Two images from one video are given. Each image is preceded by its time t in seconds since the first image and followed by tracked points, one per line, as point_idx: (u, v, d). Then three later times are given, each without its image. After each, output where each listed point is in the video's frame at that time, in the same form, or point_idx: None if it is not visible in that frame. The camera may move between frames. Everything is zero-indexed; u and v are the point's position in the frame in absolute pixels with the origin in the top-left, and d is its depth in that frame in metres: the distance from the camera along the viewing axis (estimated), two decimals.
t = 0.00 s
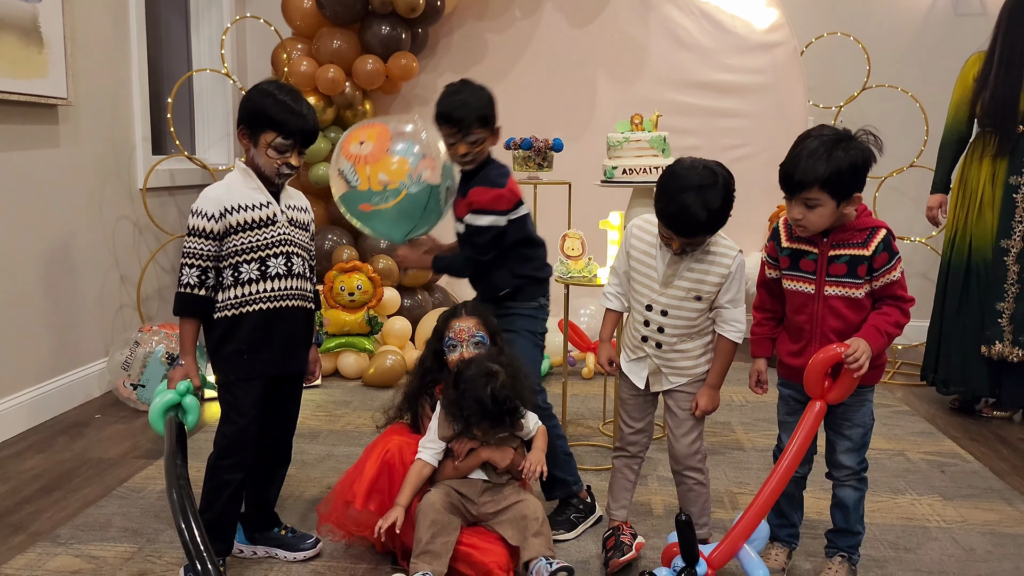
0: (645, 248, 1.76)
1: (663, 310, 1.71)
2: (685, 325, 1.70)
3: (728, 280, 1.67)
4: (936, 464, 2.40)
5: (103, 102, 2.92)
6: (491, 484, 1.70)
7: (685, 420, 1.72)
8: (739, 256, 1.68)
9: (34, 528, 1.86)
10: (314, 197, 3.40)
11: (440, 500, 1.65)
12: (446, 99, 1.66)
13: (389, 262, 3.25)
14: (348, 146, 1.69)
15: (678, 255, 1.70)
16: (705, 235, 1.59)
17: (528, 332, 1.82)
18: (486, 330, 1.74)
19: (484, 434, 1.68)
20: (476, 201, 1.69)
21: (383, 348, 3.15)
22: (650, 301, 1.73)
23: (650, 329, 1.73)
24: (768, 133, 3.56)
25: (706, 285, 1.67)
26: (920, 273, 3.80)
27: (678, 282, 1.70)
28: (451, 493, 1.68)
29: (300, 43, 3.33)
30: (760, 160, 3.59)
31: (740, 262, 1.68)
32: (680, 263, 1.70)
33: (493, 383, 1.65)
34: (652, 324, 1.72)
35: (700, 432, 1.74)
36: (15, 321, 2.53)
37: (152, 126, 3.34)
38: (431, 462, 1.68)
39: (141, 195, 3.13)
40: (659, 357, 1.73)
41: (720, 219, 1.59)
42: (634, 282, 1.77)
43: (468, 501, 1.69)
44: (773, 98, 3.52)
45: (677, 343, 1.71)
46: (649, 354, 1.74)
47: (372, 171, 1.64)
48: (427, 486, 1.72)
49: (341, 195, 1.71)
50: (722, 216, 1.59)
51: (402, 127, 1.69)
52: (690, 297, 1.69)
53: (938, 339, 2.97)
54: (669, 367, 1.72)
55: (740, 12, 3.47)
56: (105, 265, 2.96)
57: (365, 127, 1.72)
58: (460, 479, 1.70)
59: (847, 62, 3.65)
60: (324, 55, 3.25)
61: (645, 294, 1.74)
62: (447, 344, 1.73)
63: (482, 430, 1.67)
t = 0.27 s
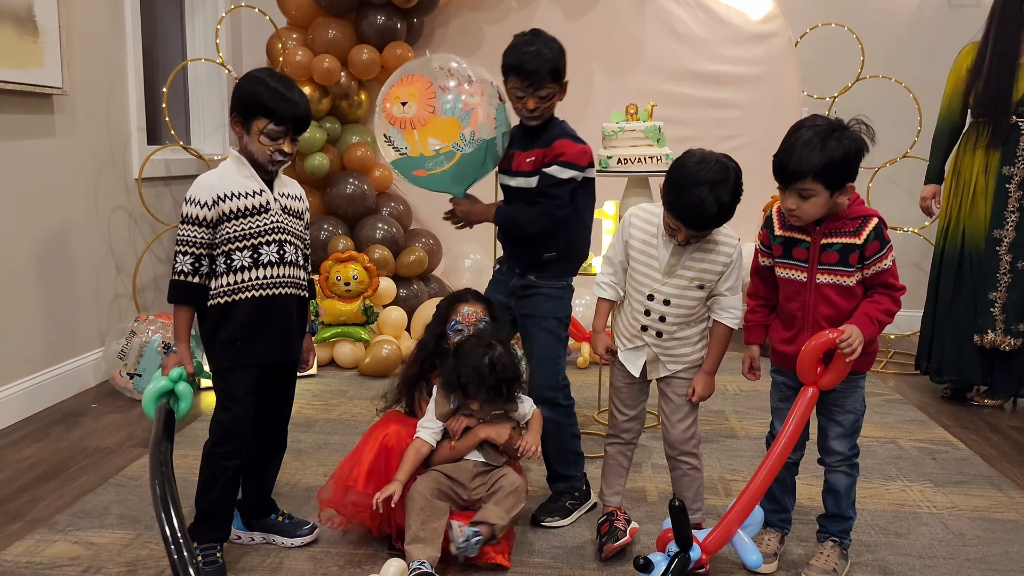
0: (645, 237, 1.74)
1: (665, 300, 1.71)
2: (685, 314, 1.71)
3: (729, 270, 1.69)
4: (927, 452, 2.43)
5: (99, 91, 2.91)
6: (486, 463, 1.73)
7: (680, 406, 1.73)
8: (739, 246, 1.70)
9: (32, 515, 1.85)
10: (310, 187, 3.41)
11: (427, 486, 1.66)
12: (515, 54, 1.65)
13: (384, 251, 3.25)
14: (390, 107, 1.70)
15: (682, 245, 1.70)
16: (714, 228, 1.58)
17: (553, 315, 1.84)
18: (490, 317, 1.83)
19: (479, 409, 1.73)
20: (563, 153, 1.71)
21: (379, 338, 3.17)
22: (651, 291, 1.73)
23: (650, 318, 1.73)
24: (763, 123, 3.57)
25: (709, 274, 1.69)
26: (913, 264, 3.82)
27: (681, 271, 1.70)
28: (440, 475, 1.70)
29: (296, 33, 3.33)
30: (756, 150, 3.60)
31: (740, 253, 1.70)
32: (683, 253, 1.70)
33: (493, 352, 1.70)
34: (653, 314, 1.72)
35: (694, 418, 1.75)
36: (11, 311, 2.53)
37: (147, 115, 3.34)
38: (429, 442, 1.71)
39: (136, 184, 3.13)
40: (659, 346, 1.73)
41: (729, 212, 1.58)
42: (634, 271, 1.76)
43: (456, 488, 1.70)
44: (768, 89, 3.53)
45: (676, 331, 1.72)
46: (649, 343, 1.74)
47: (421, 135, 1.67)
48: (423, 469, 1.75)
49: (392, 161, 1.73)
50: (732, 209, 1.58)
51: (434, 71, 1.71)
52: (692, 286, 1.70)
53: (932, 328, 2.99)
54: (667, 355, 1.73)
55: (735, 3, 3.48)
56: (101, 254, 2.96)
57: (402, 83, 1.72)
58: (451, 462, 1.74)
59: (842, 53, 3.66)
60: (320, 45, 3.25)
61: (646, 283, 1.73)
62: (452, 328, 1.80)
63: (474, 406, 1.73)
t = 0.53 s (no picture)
0: (647, 230, 1.75)
1: (664, 292, 1.71)
2: (683, 308, 1.72)
3: (728, 265, 1.70)
4: (920, 445, 2.45)
5: (96, 87, 2.92)
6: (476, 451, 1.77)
7: (677, 400, 1.75)
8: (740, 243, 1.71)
9: (32, 508, 1.86)
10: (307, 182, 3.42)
11: (417, 474, 1.71)
12: (546, 44, 1.70)
13: (381, 246, 3.26)
14: (402, 106, 1.61)
15: (683, 239, 1.70)
16: (719, 220, 1.58)
17: (574, 310, 1.87)
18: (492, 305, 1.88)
19: (467, 397, 1.78)
20: (590, 145, 1.78)
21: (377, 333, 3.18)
22: (651, 283, 1.73)
23: (649, 310, 1.73)
24: (759, 119, 3.58)
25: (708, 269, 1.70)
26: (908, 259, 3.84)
27: (681, 265, 1.70)
28: (430, 468, 1.73)
29: (293, 28, 3.33)
30: (752, 145, 3.61)
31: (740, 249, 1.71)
32: (683, 246, 1.70)
33: (480, 338, 1.77)
34: (652, 306, 1.73)
35: (690, 411, 1.77)
36: (10, 306, 2.54)
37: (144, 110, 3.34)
38: (421, 433, 1.74)
39: (134, 180, 3.14)
40: (655, 338, 1.73)
41: (734, 204, 1.58)
42: (634, 263, 1.76)
43: (446, 480, 1.73)
44: (764, 84, 3.54)
45: (674, 324, 1.73)
46: (646, 335, 1.74)
47: (438, 134, 1.59)
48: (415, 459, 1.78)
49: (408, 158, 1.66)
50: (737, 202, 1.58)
51: (443, 62, 1.61)
52: (692, 280, 1.70)
53: (930, 323, 3.02)
54: (663, 348, 1.73)
55: None
56: (99, 250, 2.97)
57: (414, 78, 1.61)
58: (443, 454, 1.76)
59: (837, 49, 3.67)
60: (317, 41, 3.26)
61: (646, 275, 1.73)
62: (456, 313, 1.83)
63: (461, 395, 1.78)
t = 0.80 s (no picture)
0: (655, 233, 1.74)
1: (673, 295, 1.70)
2: (693, 311, 1.70)
3: (737, 267, 1.68)
4: (923, 447, 2.45)
5: (102, 91, 2.93)
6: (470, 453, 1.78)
7: (688, 404, 1.74)
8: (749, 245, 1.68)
9: (39, 508, 1.88)
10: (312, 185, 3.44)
11: (414, 473, 1.73)
12: (557, 46, 1.72)
13: (385, 249, 3.29)
14: (419, 126, 1.54)
15: (690, 242, 1.69)
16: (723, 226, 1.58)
17: (587, 314, 1.87)
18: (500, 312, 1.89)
19: (460, 400, 1.79)
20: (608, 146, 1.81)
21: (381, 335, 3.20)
22: (660, 286, 1.72)
23: (659, 314, 1.72)
24: (761, 121, 3.59)
25: (717, 271, 1.68)
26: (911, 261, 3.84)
27: (689, 268, 1.69)
28: (427, 469, 1.75)
29: (297, 32, 3.35)
30: (755, 148, 3.62)
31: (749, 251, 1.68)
32: (691, 249, 1.69)
33: (469, 340, 1.77)
34: (662, 309, 1.71)
35: (700, 415, 1.76)
36: (16, 308, 2.55)
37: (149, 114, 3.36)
38: (416, 434, 1.76)
39: (140, 183, 3.15)
40: (667, 342, 1.72)
41: (738, 207, 1.57)
42: (644, 266, 1.75)
43: (444, 480, 1.75)
44: (766, 87, 3.55)
45: (684, 328, 1.71)
46: (657, 339, 1.73)
47: (464, 146, 1.54)
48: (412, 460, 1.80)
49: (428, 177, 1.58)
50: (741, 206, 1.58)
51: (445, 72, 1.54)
52: (701, 283, 1.69)
53: (936, 327, 3.02)
54: (675, 352, 1.72)
55: (733, 3, 3.50)
56: (105, 252, 2.98)
57: (425, 92, 1.54)
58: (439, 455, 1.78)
59: (839, 51, 3.68)
60: (321, 44, 3.28)
61: (654, 278, 1.73)
62: (473, 314, 1.83)
63: (455, 398, 1.79)
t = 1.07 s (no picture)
0: (663, 236, 1.74)
1: (682, 298, 1.68)
2: (703, 314, 1.68)
3: (747, 270, 1.65)
4: (927, 449, 2.45)
5: (109, 95, 2.95)
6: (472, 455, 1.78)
7: (698, 406, 1.72)
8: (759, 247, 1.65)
9: (45, 509, 1.88)
10: (316, 189, 3.45)
11: (420, 474, 1.73)
12: (575, 47, 1.74)
13: (389, 252, 3.30)
14: (450, 149, 1.49)
15: (698, 244, 1.67)
16: (722, 230, 1.58)
17: (598, 321, 1.86)
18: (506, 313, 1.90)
19: (460, 405, 1.79)
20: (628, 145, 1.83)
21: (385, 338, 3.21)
22: (668, 289, 1.71)
23: (668, 316, 1.71)
24: (765, 125, 3.60)
25: (726, 274, 1.65)
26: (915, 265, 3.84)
27: (698, 270, 1.67)
28: (432, 470, 1.75)
29: (302, 37, 3.36)
30: (759, 151, 3.63)
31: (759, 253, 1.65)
32: (700, 251, 1.67)
33: (463, 346, 1.79)
34: (671, 312, 1.70)
35: (710, 416, 1.74)
36: (23, 311, 2.56)
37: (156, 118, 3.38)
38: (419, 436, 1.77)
39: (146, 186, 3.17)
40: (677, 345, 1.70)
41: (737, 212, 1.57)
42: (653, 269, 1.74)
43: (448, 481, 1.75)
44: (770, 91, 3.55)
45: (694, 331, 1.69)
46: (667, 341, 1.72)
47: (495, 168, 1.49)
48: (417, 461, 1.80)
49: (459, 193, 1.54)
50: (740, 211, 1.57)
51: (483, 91, 1.48)
52: (709, 285, 1.67)
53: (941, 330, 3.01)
54: (686, 355, 1.70)
55: (736, 7, 3.51)
56: (111, 255, 3.00)
57: (456, 116, 1.48)
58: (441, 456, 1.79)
59: (842, 55, 3.70)
60: (326, 49, 3.30)
61: (663, 281, 1.71)
62: (478, 314, 1.85)
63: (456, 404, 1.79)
